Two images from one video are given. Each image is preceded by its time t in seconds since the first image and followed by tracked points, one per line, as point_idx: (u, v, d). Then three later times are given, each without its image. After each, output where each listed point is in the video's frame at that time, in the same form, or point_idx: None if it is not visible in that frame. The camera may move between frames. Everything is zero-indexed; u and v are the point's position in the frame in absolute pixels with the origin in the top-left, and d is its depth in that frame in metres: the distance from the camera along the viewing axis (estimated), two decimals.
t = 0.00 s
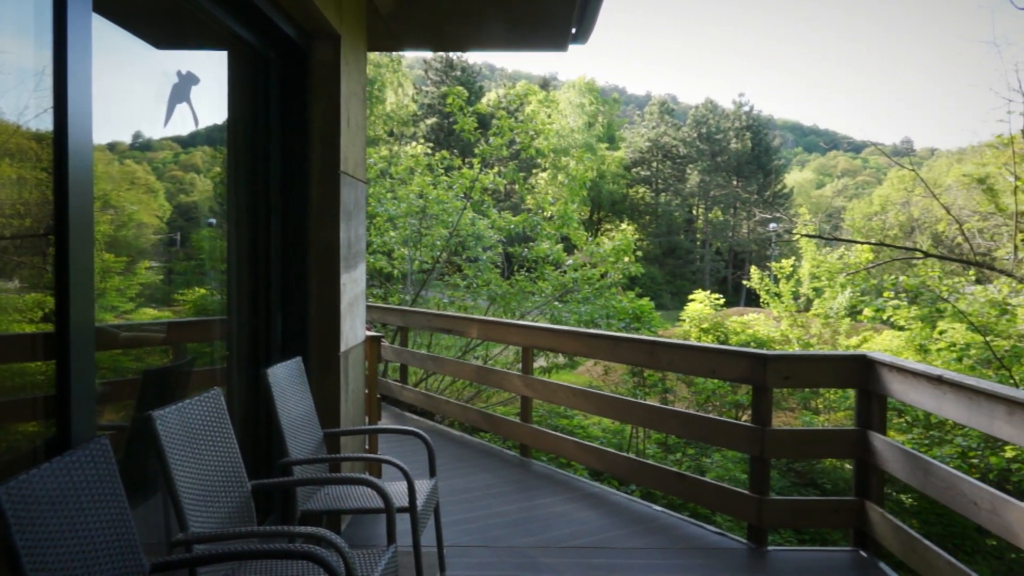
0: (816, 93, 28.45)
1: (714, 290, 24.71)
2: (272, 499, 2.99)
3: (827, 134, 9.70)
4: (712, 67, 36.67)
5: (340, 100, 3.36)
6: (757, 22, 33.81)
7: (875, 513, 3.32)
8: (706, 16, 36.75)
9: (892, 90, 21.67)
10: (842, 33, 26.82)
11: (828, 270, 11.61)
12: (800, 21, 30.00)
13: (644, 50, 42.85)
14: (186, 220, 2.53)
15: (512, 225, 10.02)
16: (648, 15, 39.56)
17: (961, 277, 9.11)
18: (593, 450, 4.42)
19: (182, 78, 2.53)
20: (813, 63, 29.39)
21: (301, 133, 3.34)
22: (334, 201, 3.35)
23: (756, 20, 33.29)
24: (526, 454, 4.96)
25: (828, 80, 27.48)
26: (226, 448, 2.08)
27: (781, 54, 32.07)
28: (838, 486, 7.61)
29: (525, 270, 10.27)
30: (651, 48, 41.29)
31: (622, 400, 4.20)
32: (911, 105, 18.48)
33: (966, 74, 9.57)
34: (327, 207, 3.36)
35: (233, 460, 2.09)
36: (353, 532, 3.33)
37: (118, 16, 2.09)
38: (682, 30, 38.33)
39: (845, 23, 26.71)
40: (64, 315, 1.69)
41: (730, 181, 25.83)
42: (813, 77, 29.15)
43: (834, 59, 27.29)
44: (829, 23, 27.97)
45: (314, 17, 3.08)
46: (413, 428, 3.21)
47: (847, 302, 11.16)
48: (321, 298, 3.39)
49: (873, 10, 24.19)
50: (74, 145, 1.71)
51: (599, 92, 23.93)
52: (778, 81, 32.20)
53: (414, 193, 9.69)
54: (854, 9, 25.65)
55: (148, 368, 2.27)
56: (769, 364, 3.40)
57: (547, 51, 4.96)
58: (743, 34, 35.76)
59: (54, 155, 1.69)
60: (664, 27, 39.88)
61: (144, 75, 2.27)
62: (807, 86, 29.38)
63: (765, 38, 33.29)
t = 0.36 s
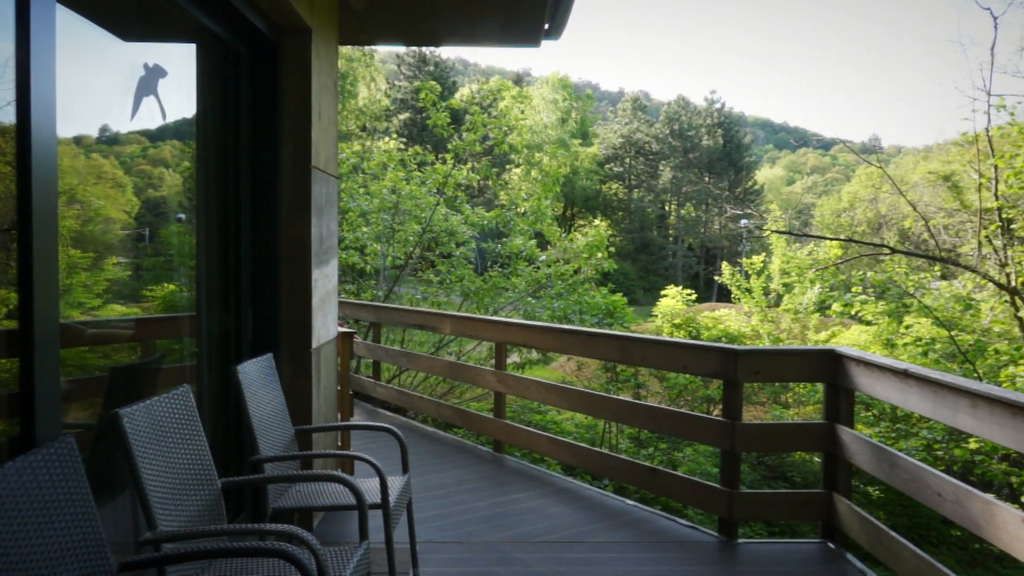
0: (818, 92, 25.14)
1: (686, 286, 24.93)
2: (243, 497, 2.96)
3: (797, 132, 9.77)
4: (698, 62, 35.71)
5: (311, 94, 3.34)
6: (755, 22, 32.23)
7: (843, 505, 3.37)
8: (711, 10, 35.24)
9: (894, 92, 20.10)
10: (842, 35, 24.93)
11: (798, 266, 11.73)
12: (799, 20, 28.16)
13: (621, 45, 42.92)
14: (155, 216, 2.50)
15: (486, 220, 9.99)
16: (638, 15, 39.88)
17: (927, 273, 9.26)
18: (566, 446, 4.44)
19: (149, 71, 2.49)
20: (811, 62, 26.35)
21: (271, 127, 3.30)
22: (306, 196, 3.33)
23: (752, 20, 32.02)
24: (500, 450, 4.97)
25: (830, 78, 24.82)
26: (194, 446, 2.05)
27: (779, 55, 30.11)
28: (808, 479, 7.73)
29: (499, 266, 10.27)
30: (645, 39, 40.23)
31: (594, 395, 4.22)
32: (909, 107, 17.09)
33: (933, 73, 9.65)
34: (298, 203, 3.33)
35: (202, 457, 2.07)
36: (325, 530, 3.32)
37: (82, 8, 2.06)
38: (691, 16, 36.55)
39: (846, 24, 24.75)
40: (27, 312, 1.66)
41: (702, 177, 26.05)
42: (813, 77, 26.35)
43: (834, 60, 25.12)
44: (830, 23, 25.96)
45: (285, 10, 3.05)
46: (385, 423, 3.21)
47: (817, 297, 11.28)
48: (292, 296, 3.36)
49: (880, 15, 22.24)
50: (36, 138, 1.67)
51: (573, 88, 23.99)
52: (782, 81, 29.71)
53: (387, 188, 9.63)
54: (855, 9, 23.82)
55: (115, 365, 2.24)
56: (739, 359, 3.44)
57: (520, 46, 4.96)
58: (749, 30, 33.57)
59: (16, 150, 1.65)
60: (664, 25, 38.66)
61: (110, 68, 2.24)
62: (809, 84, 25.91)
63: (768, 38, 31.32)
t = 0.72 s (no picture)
0: (818, 94, 23.47)
1: (659, 282, 25.13)
2: (214, 496, 2.94)
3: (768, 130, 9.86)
4: (709, 52, 33.74)
5: (283, 90, 3.31)
6: (761, 22, 30.15)
7: (813, 498, 3.42)
8: (703, 14, 33.87)
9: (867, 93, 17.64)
10: (844, 35, 22.74)
11: (769, 263, 11.83)
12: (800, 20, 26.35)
13: (603, 42, 42.98)
14: (124, 212, 2.47)
15: (460, 217, 9.96)
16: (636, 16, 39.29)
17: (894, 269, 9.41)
18: (541, 442, 4.45)
19: (117, 65, 2.45)
20: (817, 63, 24.51)
21: (242, 122, 3.27)
22: (277, 193, 3.30)
23: (767, 19, 29.45)
24: (474, 447, 4.97)
25: (828, 79, 23.28)
26: (164, 444, 2.03)
27: (782, 55, 27.50)
28: (779, 474, 7.84)
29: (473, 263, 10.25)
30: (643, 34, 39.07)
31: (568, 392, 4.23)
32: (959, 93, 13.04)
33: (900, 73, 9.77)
34: (269, 200, 3.30)
35: (171, 456, 2.04)
36: (298, 528, 3.30)
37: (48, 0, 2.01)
38: (673, 20, 36.19)
39: (846, 23, 22.75)
40: None
41: (675, 175, 26.22)
42: (821, 76, 23.63)
43: (836, 61, 23.00)
44: (833, 22, 23.93)
45: (256, 5, 3.02)
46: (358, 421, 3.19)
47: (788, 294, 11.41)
48: (264, 293, 3.34)
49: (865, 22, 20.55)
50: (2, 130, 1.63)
51: (547, 86, 24.04)
52: (781, 81, 27.41)
53: (361, 184, 9.57)
54: (858, 8, 21.36)
55: (82, 363, 2.20)
56: (711, 355, 3.47)
57: (494, 43, 4.95)
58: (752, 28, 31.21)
59: None
60: (660, 24, 37.29)
61: (76, 61, 2.20)
62: (818, 86, 23.90)
63: (768, 37, 29.52)
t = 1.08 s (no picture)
0: (815, 94, 21.62)
1: (635, 280, 25.27)
2: (188, 496, 2.91)
3: (742, 129, 9.91)
4: (701, 52, 32.64)
5: (256, 86, 3.28)
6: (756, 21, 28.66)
7: (785, 494, 3.46)
8: (700, 14, 32.55)
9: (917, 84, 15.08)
10: (842, 35, 20.88)
11: (743, 261, 11.91)
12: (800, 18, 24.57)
13: (599, 44, 41.38)
14: (94, 209, 2.43)
15: (436, 215, 9.90)
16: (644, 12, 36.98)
17: (866, 267, 9.56)
18: (517, 440, 4.45)
19: (85, 59, 2.41)
20: (814, 65, 22.23)
21: (215, 118, 3.23)
22: (250, 190, 3.27)
23: (757, 20, 28.34)
24: (450, 445, 4.96)
25: (830, 78, 20.78)
26: (134, 445, 2.00)
27: (781, 56, 25.38)
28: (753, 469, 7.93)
29: (449, 261, 10.22)
30: (625, 34, 38.65)
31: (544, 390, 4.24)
32: None
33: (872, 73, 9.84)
34: (243, 197, 3.27)
35: (142, 456, 2.02)
36: (272, 528, 3.27)
37: None
38: (660, 21, 35.59)
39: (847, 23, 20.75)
40: None
41: (651, 173, 26.30)
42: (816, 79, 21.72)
43: (834, 59, 20.99)
44: (831, 21, 22.02)
45: None
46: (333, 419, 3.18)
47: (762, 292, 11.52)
48: (237, 291, 3.30)
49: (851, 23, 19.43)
50: None
51: (523, 84, 24.03)
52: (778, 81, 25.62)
53: (336, 181, 9.49)
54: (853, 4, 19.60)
55: (52, 362, 2.17)
56: (686, 352, 3.49)
57: (470, 39, 4.94)
58: (749, 29, 29.34)
59: None
60: (659, 24, 35.75)
61: (44, 56, 2.16)
62: (810, 88, 22.24)
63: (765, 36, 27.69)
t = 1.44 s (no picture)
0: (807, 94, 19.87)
1: (612, 278, 25.41)
2: (161, 497, 2.87)
3: (716, 129, 9.97)
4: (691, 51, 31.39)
5: (229, 82, 3.25)
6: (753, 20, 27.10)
7: (760, 490, 3.49)
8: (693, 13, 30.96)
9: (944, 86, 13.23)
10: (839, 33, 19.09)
11: (719, 259, 11.99)
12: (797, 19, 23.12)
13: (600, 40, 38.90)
14: (64, 206, 2.40)
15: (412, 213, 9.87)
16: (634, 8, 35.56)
17: (839, 265, 9.67)
18: (493, 438, 4.46)
19: (55, 54, 2.37)
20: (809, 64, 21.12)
21: (188, 114, 3.19)
22: (224, 187, 3.24)
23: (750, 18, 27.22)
24: (427, 444, 4.95)
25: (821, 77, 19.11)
26: (105, 446, 1.97)
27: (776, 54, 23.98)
28: (728, 466, 8.02)
29: (425, 259, 10.19)
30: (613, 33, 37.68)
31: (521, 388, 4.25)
32: None
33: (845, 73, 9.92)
34: (216, 195, 3.24)
35: (113, 457, 1.99)
36: (247, 529, 3.25)
37: None
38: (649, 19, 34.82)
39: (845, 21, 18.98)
40: None
41: (627, 172, 26.39)
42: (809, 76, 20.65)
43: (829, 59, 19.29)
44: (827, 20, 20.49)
45: None
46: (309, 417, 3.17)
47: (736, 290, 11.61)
48: (211, 290, 3.27)
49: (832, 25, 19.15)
50: None
51: (501, 82, 24.02)
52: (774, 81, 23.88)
53: (311, 179, 9.41)
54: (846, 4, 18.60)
55: (21, 362, 2.14)
56: (662, 350, 3.51)
57: (446, 37, 4.93)
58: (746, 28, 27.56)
59: None
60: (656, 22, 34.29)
61: (13, 51, 2.12)
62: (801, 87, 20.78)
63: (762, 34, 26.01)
